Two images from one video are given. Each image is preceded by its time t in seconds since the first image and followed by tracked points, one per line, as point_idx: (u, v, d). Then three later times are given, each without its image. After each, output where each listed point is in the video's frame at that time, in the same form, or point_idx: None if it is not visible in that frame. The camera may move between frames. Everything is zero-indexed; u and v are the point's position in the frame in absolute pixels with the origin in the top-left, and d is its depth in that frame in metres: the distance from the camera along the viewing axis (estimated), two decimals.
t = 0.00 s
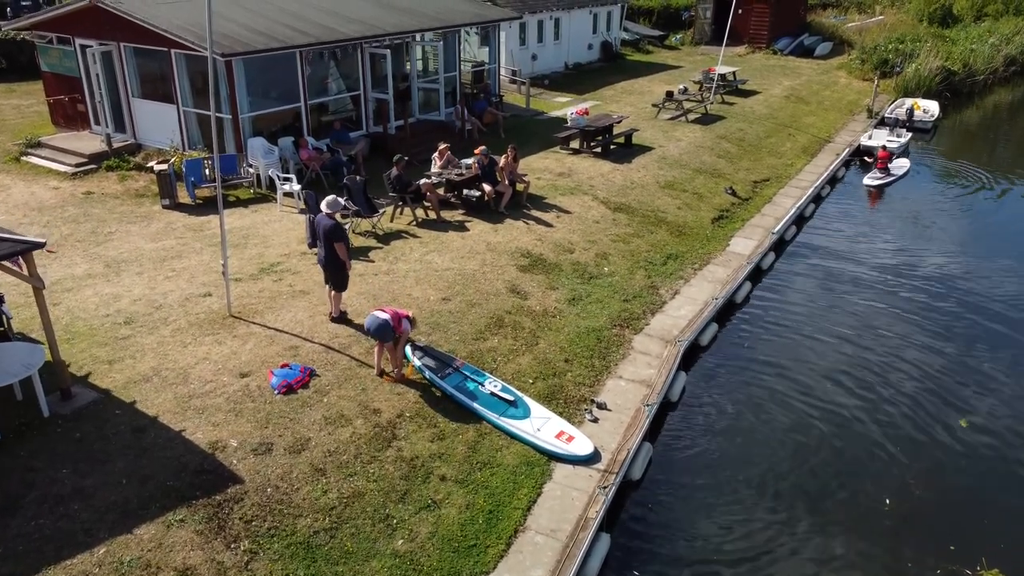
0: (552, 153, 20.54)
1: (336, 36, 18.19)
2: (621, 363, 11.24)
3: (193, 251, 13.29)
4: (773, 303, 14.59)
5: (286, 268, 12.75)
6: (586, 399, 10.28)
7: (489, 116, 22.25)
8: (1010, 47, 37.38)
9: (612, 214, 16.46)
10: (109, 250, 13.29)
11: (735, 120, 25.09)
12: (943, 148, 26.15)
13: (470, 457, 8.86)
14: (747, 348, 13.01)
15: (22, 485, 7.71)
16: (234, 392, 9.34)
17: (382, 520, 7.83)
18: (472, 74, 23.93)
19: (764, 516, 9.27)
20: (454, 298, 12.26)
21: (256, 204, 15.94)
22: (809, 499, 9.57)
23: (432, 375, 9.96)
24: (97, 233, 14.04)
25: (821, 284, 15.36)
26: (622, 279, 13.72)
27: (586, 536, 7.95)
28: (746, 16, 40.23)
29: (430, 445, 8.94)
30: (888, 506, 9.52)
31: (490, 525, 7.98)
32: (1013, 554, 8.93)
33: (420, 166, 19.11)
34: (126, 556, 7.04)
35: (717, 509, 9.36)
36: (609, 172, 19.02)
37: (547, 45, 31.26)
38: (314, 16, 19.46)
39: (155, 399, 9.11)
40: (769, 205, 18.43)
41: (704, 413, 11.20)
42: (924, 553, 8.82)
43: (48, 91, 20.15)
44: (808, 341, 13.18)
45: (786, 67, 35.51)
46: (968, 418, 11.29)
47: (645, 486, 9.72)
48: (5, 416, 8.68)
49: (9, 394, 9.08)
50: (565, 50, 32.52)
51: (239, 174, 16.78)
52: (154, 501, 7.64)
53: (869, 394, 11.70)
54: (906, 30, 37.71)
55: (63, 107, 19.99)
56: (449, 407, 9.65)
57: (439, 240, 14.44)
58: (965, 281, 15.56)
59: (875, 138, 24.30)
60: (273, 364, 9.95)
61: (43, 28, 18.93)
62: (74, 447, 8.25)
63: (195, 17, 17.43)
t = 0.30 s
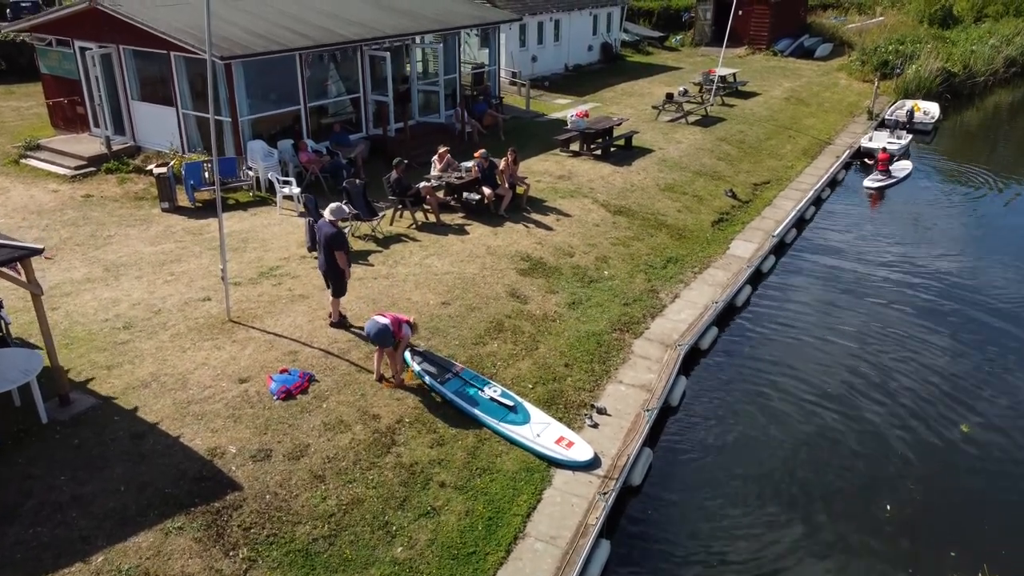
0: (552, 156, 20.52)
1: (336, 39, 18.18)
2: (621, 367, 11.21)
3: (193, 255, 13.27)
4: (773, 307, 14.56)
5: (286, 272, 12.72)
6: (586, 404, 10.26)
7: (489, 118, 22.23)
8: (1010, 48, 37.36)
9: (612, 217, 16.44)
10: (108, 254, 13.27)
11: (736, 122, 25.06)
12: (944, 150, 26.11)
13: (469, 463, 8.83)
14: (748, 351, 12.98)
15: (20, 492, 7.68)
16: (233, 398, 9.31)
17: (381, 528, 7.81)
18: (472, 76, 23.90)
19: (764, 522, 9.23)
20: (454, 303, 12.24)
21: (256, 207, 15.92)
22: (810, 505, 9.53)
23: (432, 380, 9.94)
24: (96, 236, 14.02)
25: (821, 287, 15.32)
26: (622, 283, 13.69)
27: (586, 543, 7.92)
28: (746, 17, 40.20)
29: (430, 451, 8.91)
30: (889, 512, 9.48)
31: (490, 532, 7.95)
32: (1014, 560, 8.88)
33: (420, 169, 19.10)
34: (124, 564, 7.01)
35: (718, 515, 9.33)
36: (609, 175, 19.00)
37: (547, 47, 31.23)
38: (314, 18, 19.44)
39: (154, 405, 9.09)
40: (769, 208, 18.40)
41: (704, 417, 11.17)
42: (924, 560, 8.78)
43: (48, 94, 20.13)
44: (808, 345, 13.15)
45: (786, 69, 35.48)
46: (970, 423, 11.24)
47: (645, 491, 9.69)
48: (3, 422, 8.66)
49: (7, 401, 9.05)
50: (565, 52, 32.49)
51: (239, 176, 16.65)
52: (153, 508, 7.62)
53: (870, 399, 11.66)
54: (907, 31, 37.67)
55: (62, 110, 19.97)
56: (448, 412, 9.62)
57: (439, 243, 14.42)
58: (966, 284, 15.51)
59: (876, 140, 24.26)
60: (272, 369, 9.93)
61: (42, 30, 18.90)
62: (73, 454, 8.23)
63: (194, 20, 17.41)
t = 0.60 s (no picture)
0: (552, 158, 20.50)
1: (336, 41, 18.17)
2: (621, 371, 11.18)
3: (192, 258, 13.25)
4: (774, 309, 14.53)
5: (285, 276, 12.70)
6: (586, 409, 10.23)
7: (489, 120, 22.21)
8: (1010, 48, 37.31)
9: (612, 219, 16.42)
10: (108, 257, 13.24)
11: (736, 124, 25.03)
12: (944, 151, 26.07)
13: (469, 468, 8.81)
14: (748, 354, 12.95)
15: (18, 498, 7.66)
16: (232, 403, 9.28)
17: (381, 533, 7.78)
18: (472, 77, 23.88)
19: (764, 527, 9.19)
20: (454, 306, 12.21)
21: (255, 210, 15.88)
22: (811, 510, 9.49)
23: (432, 384, 9.92)
24: (95, 239, 13.99)
25: (820, 290, 15.28)
26: (622, 285, 13.66)
27: (586, 549, 7.90)
28: (746, 18, 40.16)
29: (429, 456, 8.89)
30: (891, 517, 9.44)
31: (489, 538, 7.93)
32: (1016, 565, 8.84)
33: (420, 171, 19.06)
34: (122, 571, 6.99)
35: (718, 520, 9.30)
36: (609, 177, 18.97)
37: (547, 48, 31.21)
38: (314, 20, 19.43)
39: (153, 410, 9.06)
40: (770, 210, 18.37)
41: (705, 421, 11.14)
42: (926, 565, 8.74)
43: (47, 96, 20.10)
44: (808, 348, 13.10)
45: (787, 70, 35.45)
46: (970, 427, 11.19)
47: (645, 495, 9.66)
48: (2, 428, 8.64)
49: (6, 406, 9.03)
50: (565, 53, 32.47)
51: (238, 179, 16.58)
52: (151, 514, 7.60)
53: (870, 402, 11.63)
54: (907, 32, 37.64)
55: (62, 112, 19.94)
56: (448, 416, 9.59)
57: (439, 246, 14.39)
58: (966, 286, 15.46)
59: (876, 142, 24.24)
60: (271, 373, 9.90)
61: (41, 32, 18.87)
62: (71, 460, 8.20)
63: (194, 22, 17.39)
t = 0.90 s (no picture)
0: (552, 159, 20.47)
1: (336, 42, 18.15)
2: (622, 374, 11.16)
3: (192, 260, 13.24)
4: (775, 312, 14.50)
5: (285, 278, 12.68)
6: (586, 411, 10.20)
7: (489, 121, 22.18)
8: (1011, 49, 37.28)
9: (612, 221, 16.39)
10: (107, 259, 13.22)
11: (736, 125, 25.00)
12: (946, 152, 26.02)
13: (468, 471, 8.78)
14: (749, 357, 12.92)
15: (17, 503, 7.64)
16: (231, 406, 9.27)
17: (380, 538, 7.76)
18: (472, 78, 23.87)
19: (765, 531, 9.16)
20: (454, 309, 12.19)
21: (255, 212, 15.85)
22: (811, 513, 9.46)
23: (432, 388, 9.89)
24: (94, 241, 13.97)
25: (821, 292, 15.25)
26: (622, 288, 13.64)
27: (586, 553, 7.88)
28: (746, 19, 40.13)
29: (429, 459, 8.86)
30: (892, 520, 9.40)
31: (489, 542, 7.91)
32: (1017, 569, 8.81)
33: (420, 173, 19.03)
34: None
35: (718, 523, 9.27)
36: (609, 179, 18.95)
37: (547, 49, 31.18)
38: (314, 22, 19.42)
39: (152, 414, 9.05)
40: (770, 211, 18.35)
41: (706, 424, 11.12)
42: (927, 569, 8.71)
43: (46, 97, 20.08)
44: (809, 350, 13.07)
45: (787, 71, 35.43)
46: (971, 429, 11.16)
47: (644, 499, 9.63)
48: (0, 431, 8.62)
49: (5, 409, 9.01)
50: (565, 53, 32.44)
51: (238, 181, 16.56)
52: (150, 519, 7.58)
53: (870, 405, 11.59)
54: (907, 32, 37.60)
55: (61, 113, 19.92)
56: (448, 420, 9.57)
57: (439, 248, 14.38)
58: (967, 287, 15.42)
59: (878, 143, 24.19)
60: (270, 377, 9.88)
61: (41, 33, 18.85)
62: (70, 464, 8.18)
63: (194, 24, 17.37)
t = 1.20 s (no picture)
0: (552, 160, 20.44)
1: (336, 43, 18.12)
2: (622, 375, 11.13)
3: (191, 262, 13.21)
4: (776, 313, 14.46)
5: (284, 279, 12.66)
6: (587, 414, 10.18)
7: (488, 122, 22.16)
8: (1011, 49, 37.27)
9: (612, 222, 16.37)
10: (106, 261, 13.20)
11: (736, 126, 24.97)
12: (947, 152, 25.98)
13: (468, 474, 8.76)
14: (749, 358, 12.88)
15: (15, 506, 7.61)
16: (230, 409, 9.24)
17: (380, 541, 7.73)
18: (472, 79, 23.84)
19: (765, 533, 9.13)
20: (454, 310, 12.16)
21: (254, 213, 15.82)
22: (812, 515, 9.43)
23: (432, 390, 9.87)
24: (94, 243, 13.95)
25: (821, 292, 15.22)
26: (622, 289, 13.62)
27: (587, 556, 7.84)
28: (746, 20, 40.12)
29: (430, 462, 8.84)
30: (893, 522, 9.36)
31: (489, 545, 7.88)
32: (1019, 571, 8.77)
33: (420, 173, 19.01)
34: None
35: (718, 526, 9.24)
36: (610, 180, 18.92)
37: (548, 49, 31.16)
38: (314, 22, 19.41)
39: (151, 416, 9.02)
40: (771, 212, 18.32)
41: (706, 426, 11.09)
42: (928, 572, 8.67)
43: (46, 98, 20.05)
44: (809, 351, 13.03)
45: (787, 71, 35.41)
46: (972, 431, 11.11)
47: (645, 501, 9.61)
48: None
49: (3, 412, 8.98)
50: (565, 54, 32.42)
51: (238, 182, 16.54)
52: (149, 522, 7.56)
53: (870, 407, 11.54)
54: (907, 33, 37.58)
55: (61, 113, 19.89)
56: (448, 423, 9.54)
57: (438, 249, 14.35)
58: (968, 288, 15.37)
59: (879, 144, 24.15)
60: (270, 379, 9.85)
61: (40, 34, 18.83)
62: (69, 467, 8.16)
63: (193, 24, 17.35)
